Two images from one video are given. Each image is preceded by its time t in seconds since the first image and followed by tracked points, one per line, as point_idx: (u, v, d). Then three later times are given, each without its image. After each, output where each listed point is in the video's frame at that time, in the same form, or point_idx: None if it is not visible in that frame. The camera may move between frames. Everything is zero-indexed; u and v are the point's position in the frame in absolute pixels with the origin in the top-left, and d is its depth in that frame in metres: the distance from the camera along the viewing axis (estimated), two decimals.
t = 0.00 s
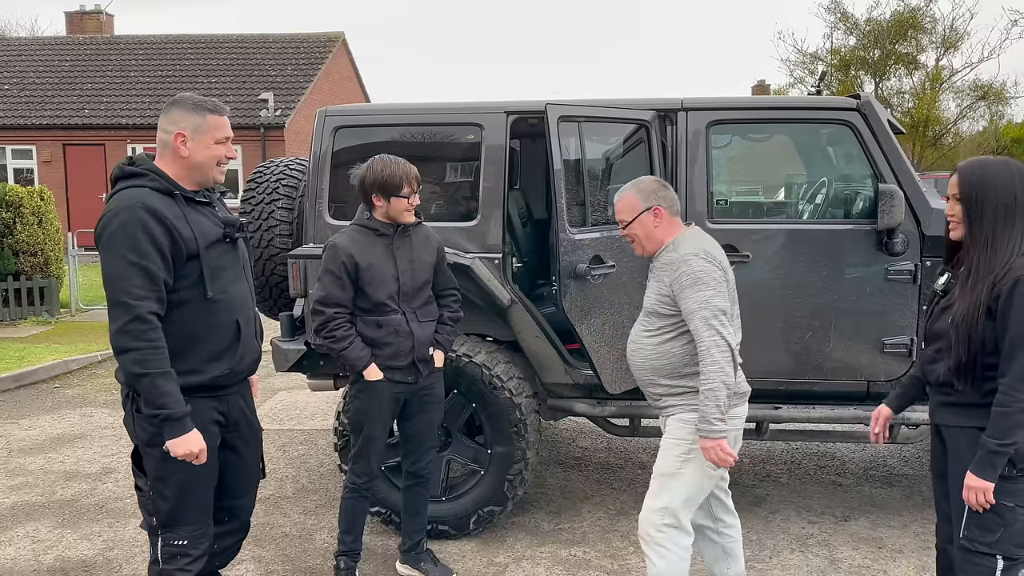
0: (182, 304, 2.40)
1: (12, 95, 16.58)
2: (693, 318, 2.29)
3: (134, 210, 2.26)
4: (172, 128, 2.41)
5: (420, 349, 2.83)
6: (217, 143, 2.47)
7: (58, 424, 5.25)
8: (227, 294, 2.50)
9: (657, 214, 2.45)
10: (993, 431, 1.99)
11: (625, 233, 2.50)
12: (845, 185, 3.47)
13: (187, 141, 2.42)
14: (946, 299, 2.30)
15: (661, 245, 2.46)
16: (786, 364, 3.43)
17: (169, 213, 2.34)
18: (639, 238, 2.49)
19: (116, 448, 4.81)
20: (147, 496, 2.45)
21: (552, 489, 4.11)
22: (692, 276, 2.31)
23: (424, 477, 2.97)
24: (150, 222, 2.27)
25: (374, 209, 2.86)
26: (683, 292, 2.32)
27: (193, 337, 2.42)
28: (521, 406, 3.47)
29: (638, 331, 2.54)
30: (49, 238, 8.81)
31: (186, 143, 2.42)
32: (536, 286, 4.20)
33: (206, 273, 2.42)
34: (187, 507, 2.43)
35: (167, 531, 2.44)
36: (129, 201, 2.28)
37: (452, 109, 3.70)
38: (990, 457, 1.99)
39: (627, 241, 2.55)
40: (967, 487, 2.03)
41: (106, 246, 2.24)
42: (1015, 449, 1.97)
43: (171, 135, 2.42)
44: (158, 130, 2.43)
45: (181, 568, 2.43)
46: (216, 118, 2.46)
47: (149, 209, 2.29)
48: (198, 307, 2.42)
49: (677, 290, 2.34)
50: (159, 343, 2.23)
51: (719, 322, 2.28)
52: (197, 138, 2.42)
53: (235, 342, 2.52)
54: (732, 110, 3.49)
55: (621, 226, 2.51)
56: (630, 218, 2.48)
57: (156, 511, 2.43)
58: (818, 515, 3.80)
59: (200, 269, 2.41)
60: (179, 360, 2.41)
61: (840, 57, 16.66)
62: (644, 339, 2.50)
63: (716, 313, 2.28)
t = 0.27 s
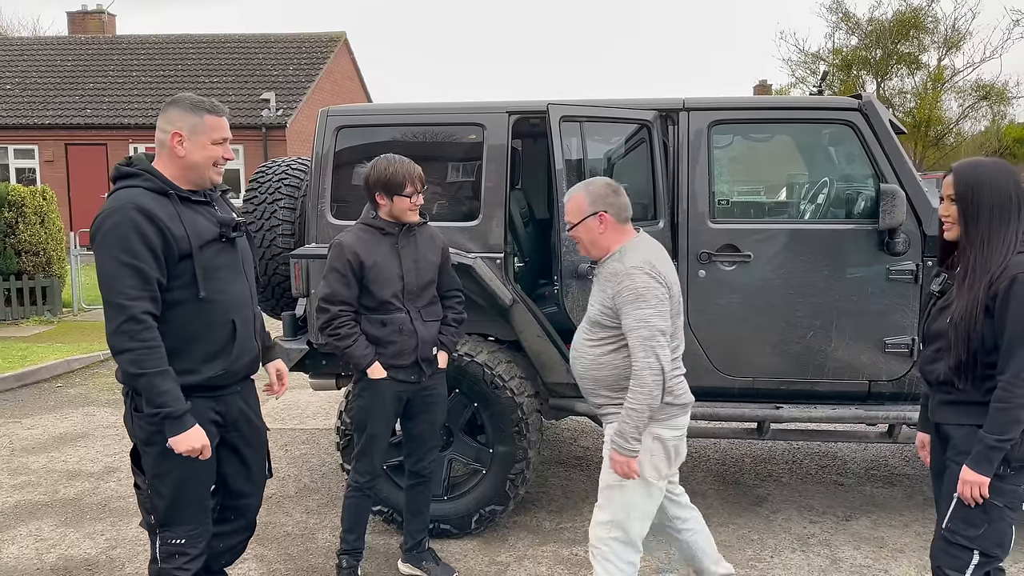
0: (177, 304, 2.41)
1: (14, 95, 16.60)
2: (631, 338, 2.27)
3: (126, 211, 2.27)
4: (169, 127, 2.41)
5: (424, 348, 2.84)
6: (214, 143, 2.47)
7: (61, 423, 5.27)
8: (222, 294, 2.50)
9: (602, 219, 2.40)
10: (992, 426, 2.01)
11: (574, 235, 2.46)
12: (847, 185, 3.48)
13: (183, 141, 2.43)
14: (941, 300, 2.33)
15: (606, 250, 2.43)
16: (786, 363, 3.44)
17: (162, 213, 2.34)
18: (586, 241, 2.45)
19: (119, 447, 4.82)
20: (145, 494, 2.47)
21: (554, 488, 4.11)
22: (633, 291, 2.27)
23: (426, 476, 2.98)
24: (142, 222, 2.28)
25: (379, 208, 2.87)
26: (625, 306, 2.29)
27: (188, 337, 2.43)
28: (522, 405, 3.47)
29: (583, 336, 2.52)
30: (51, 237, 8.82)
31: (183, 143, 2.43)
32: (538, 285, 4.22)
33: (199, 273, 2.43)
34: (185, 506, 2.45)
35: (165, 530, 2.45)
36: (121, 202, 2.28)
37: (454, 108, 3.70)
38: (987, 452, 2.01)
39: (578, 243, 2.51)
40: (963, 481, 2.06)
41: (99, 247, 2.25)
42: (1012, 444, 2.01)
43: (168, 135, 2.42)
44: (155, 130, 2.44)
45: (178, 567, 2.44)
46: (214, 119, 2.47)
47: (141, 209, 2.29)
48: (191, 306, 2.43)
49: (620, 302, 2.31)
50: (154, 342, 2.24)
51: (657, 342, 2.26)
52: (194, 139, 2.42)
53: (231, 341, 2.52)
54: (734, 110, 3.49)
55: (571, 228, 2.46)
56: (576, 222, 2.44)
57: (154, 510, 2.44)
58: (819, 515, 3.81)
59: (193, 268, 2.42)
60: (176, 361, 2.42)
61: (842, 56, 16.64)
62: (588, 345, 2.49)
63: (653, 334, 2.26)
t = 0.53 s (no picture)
0: (177, 302, 2.42)
1: (17, 94, 16.63)
2: (551, 335, 2.21)
3: (126, 210, 2.28)
4: (174, 127, 2.43)
5: (430, 346, 2.85)
6: (219, 144, 2.48)
7: (65, 421, 5.29)
8: (223, 292, 2.50)
9: (549, 214, 2.32)
10: (990, 426, 2.02)
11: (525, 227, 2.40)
12: (849, 185, 3.49)
13: (188, 141, 2.44)
14: (937, 302, 2.33)
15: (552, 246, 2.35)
16: (788, 363, 3.45)
17: (163, 212, 2.36)
18: (535, 235, 2.38)
19: (123, 446, 4.84)
20: (149, 491, 2.49)
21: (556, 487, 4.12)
22: (563, 289, 2.22)
23: (430, 475, 2.99)
24: (142, 222, 2.29)
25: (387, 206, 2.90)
26: (555, 304, 2.24)
27: (188, 335, 2.44)
28: (525, 405, 3.48)
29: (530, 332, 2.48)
30: (55, 236, 8.85)
31: (187, 143, 2.44)
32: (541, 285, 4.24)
33: (199, 272, 2.44)
34: (187, 504, 2.46)
35: (168, 528, 2.47)
36: (121, 201, 2.30)
37: (456, 109, 3.72)
38: (985, 452, 2.02)
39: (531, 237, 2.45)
40: (962, 481, 2.07)
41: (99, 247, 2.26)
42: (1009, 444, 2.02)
43: (173, 134, 2.43)
44: (161, 130, 2.45)
45: (180, 564, 2.46)
46: (219, 119, 2.48)
47: (141, 209, 2.30)
48: (191, 305, 2.44)
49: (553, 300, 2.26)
50: (155, 340, 2.25)
51: (576, 343, 2.20)
52: (198, 139, 2.44)
53: (232, 340, 2.53)
54: (737, 110, 3.50)
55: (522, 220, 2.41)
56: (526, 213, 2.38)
57: (158, 507, 2.46)
58: (821, 514, 3.82)
59: (194, 267, 2.43)
60: (177, 359, 2.44)
61: (845, 56, 16.63)
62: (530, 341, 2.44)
63: (573, 334, 2.19)
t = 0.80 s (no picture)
0: (184, 301, 2.43)
1: (22, 94, 16.67)
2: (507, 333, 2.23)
3: (137, 208, 2.29)
4: (187, 126, 2.44)
5: (438, 343, 2.86)
6: (232, 145, 2.50)
7: (70, 419, 5.31)
8: (232, 292, 2.51)
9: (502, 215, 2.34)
10: (987, 431, 2.03)
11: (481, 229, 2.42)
12: (854, 185, 3.49)
13: (201, 139, 2.45)
14: (929, 303, 2.33)
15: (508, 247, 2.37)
16: (793, 362, 3.45)
17: (173, 210, 2.37)
18: (491, 236, 2.40)
19: (128, 444, 4.85)
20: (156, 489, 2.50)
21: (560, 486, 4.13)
22: (521, 287, 2.23)
23: (437, 473, 3.00)
24: (152, 219, 2.30)
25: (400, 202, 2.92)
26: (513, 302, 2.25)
27: (195, 334, 2.46)
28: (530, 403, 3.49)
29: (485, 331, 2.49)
30: (60, 235, 8.88)
31: (200, 141, 2.45)
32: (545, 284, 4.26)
33: (208, 271, 2.44)
34: (192, 502, 2.47)
35: (175, 525, 2.48)
36: (133, 199, 2.31)
37: (462, 108, 3.73)
38: (982, 457, 2.03)
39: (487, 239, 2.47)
40: (962, 486, 2.07)
41: (110, 242, 2.28)
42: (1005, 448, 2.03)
43: (186, 133, 2.44)
44: (174, 128, 2.46)
45: (188, 561, 2.47)
46: (232, 120, 2.49)
47: (152, 207, 2.32)
48: (199, 304, 2.45)
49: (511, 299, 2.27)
50: (161, 338, 2.26)
51: (532, 342, 2.21)
52: (211, 138, 2.45)
53: (240, 340, 2.53)
54: (742, 109, 3.51)
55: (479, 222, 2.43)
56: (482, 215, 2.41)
57: (164, 505, 2.47)
58: (826, 513, 3.82)
59: (202, 266, 2.44)
60: (184, 357, 2.45)
61: (849, 55, 16.60)
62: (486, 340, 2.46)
63: (529, 332, 2.21)
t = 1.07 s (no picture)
0: (205, 298, 2.44)
1: (31, 93, 16.73)
2: (480, 317, 2.30)
3: (159, 205, 2.30)
4: (209, 124, 2.45)
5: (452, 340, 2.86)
6: (253, 145, 2.51)
7: (83, 417, 5.33)
8: (251, 290, 2.53)
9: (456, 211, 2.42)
10: (972, 436, 2.03)
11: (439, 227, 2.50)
12: (868, 184, 3.48)
13: (223, 138, 2.46)
14: (921, 302, 2.32)
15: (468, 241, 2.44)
16: (806, 361, 3.44)
17: (195, 207, 2.38)
18: (450, 233, 2.48)
19: (141, 442, 4.87)
20: (174, 486, 2.51)
21: (572, 485, 4.13)
22: (485, 271, 2.31)
23: (450, 470, 3.00)
24: (175, 216, 2.31)
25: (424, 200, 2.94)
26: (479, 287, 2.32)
27: (215, 331, 2.46)
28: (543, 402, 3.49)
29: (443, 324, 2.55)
30: (70, 234, 8.92)
31: (222, 140, 2.46)
32: (556, 283, 4.27)
33: (229, 269, 2.46)
34: (209, 500, 2.47)
35: (192, 522, 2.48)
36: (155, 196, 2.32)
37: (475, 107, 3.73)
38: (968, 463, 2.03)
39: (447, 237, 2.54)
40: (945, 492, 2.08)
41: (134, 240, 2.29)
42: (989, 454, 2.03)
43: (208, 131, 2.45)
44: (194, 125, 2.47)
45: (205, 558, 2.47)
46: (253, 120, 2.51)
47: (175, 204, 2.33)
48: (220, 301, 2.46)
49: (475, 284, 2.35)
50: (187, 335, 2.27)
51: (506, 322, 2.30)
52: (233, 137, 2.46)
53: (258, 337, 2.55)
54: (756, 108, 3.50)
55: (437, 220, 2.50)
56: (440, 214, 2.48)
57: (182, 502, 2.48)
58: (838, 513, 3.81)
59: (223, 264, 2.45)
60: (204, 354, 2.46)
61: (857, 54, 16.54)
62: (450, 331, 2.51)
63: (501, 313, 2.29)
